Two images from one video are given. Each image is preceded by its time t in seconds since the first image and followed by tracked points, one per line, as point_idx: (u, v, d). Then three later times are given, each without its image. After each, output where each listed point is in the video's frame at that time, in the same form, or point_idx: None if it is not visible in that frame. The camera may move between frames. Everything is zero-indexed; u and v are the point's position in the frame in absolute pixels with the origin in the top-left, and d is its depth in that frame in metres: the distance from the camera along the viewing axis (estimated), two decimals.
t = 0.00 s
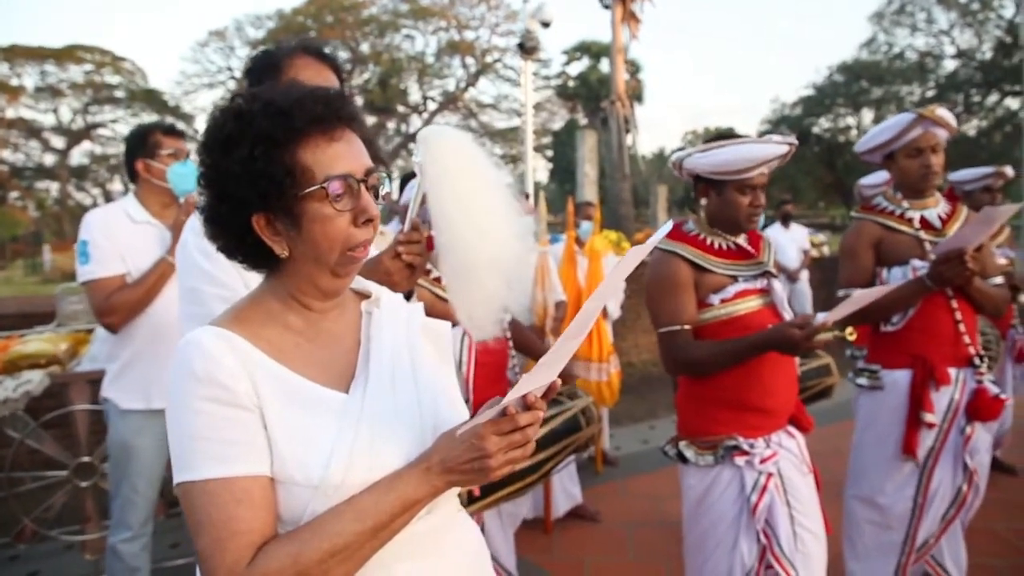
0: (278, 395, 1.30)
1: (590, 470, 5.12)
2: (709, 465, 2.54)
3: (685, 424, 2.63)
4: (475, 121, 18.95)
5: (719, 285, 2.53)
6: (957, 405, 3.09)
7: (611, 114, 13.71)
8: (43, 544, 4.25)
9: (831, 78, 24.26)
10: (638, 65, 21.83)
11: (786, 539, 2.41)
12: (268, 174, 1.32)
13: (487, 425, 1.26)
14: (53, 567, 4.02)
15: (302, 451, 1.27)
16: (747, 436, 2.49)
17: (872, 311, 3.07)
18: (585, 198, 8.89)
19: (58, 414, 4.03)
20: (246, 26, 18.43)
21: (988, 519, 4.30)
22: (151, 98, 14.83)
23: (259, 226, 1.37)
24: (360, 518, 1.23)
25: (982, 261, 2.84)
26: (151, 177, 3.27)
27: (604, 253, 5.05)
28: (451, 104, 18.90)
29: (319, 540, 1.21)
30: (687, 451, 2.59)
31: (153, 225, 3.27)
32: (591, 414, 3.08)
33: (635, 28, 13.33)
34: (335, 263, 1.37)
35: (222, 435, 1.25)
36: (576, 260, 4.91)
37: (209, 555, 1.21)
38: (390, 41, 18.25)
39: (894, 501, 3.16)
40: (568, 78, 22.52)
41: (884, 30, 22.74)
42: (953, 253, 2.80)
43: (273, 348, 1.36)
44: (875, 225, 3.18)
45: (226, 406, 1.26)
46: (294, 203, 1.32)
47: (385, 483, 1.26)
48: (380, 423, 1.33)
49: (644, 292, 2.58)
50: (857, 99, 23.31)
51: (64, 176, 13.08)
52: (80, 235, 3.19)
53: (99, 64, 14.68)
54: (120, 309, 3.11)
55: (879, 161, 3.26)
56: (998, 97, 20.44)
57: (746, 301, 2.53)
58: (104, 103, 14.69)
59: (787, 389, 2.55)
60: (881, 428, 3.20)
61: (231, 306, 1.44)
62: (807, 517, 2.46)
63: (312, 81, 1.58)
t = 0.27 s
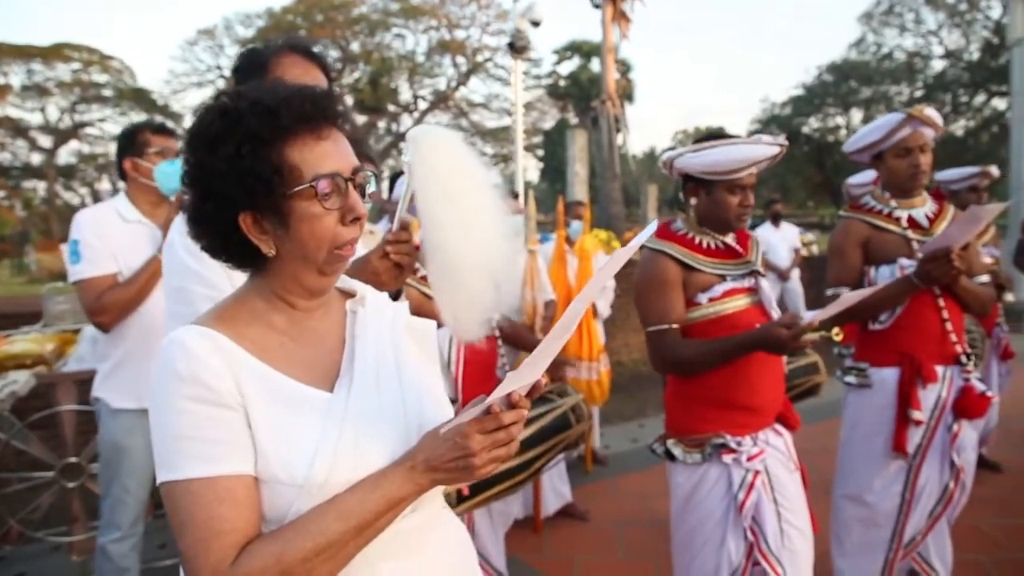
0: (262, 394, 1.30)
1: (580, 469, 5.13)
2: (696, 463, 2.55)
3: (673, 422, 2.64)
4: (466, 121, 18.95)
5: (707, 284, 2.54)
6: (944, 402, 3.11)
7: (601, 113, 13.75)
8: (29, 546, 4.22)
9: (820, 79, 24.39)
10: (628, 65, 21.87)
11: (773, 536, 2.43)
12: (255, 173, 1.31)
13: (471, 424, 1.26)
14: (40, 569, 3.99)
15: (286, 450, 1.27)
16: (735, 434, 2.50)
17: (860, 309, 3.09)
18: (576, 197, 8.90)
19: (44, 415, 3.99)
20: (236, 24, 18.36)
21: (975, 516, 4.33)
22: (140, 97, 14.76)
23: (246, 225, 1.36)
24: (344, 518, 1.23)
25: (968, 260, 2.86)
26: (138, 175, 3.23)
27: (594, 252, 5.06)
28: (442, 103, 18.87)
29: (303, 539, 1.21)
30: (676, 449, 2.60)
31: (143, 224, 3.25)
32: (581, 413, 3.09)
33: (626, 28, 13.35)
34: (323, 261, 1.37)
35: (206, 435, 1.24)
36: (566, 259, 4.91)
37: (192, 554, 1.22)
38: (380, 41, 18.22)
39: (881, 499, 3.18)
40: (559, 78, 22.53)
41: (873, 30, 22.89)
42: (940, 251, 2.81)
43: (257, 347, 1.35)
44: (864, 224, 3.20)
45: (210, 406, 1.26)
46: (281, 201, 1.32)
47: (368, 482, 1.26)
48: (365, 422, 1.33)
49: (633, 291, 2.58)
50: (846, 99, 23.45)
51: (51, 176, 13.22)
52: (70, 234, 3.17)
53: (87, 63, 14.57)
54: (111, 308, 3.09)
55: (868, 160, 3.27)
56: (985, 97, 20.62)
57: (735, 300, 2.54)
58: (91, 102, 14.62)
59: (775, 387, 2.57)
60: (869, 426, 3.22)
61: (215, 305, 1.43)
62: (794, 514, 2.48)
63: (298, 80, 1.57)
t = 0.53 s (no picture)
0: (240, 393, 1.29)
1: (564, 468, 5.13)
2: (678, 461, 2.56)
3: (655, 420, 2.65)
4: (453, 119, 18.90)
5: (690, 284, 2.55)
6: (924, 402, 3.14)
7: (588, 113, 13.77)
8: (7, 545, 4.17)
9: (806, 80, 24.53)
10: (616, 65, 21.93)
11: (754, 534, 2.44)
12: (237, 168, 1.30)
13: (450, 424, 1.26)
14: (17, 568, 3.94)
15: (264, 449, 1.26)
16: (716, 433, 2.51)
17: (842, 309, 3.11)
18: (562, 196, 8.92)
19: (21, 413, 3.92)
20: (221, 20, 18.24)
21: (955, 514, 4.37)
22: (124, 92, 14.66)
23: (226, 221, 1.35)
24: (321, 517, 1.23)
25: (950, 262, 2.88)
26: (124, 171, 3.19)
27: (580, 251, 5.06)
28: (429, 101, 18.82)
29: (279, 539, 1.21)
30: (658, 447, 2.61)
31: (134, 219, 3.23)
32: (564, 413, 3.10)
33: (613, 28, 13.38)
34: (304, 258, 1.36)
35: (184, 433, 1.23)
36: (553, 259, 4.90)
37: (167, 553, 1.21)
38: (367, 38, 18.17)
39: (862, 497, 3.20)
40: (546, 77, 22.55)
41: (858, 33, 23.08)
42: (921, 253, 2.83)
43: (235, 345, 1.34)
44: (847, 225, 3.22)
45: (188, 404, 1.25)
46: (264, 198, 1.31)
47: (346, 482, 1.26)
48: (343, 421, 1.33)
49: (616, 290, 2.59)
50: (831, 101, 23.64)
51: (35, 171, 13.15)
52: (62, 228, 3.13)
53: (70, 57, 14.44)
54: (100, 302, 3.03)
55: (852, 162, 3.29)
56: (968, 100, 20.74)
57: (716, 300, 2.55)
58: (74, 96, 14.50)
59: (756, 387, 2.58)
60: (850, 425, 3.25)
61: (191, 302, 1.41)
62: (775, 513, 2.49)
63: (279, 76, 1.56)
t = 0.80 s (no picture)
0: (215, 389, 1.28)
1: (546, 467, 5.13)
2: (659, 460, 2.56)
3: (636, 418, 2.65)
4: (440, 117, 18.86)
5: (671, 283, 2.56)
6: (903, 402, 3.16)
7: (574, 112, 13.79)
8: None
9: (790, 83, 24.73)
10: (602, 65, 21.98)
11: (733, 532, 2.45)
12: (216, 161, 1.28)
13: (426, 422, 1.27)
14: None
15: (239, 445, 1.25)
16: (696, 431, 2.52)
17: (823, 309, 3.14)
18: (548, 195, 8.92)
19: None
20: (206, 15, 18.10)
21: (934, 513, 4.41)
22: (107, 87, 14.53)
23: (203, 215, 1.33)
24: (296, 514, 1.22)
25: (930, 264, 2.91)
26: (114, 166, 3.04)
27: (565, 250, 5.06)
28: (415, 99, 18.76)
29: (252, 536, 1.20)
30: (638, 445, 2.61)
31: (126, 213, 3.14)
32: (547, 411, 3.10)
33: (600, 28, 13.42)
34: (282, 252, 1.35)
35: (158, 429, 1.22)
36: (538, 257, 4.90)
37: (137, 550, 1.19)
38: (354, 35, 18.09)
39: (841, 495, 3.23)
40: (533, 76, 22.56)
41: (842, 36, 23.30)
42: (902, 255, 2.86)
43: (211, 340, 1.33)
44: (829, 226, 3.25)
45: (162, 400, 1.23)
46: (242, 190, 1.30)
47: (322, 478, 1.25)
48: (319, 417, 1.33)
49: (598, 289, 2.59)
50: (815, 104, 23.84)
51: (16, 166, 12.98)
52: (54, 222, 3.07)
53: (52, 50, 14.30)
54: (89, 296, 2.94)
55: (835, 162, 3.31)
56: (949, 104, 21.03)
57: (697, 299, 2.56)
58: (56, 91, 14.37)
59: (736, 385, 2.59)
60: (830, 424, 3.27)
61: (165, 297, 1.40)
62: (754, 510, 2.50)
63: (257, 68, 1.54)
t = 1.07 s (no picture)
0: (192, 378, 1.28)
1: (533, 464, 5.13)
2: (644, 455, 2.57)
3: (621, 415, 2.66)
4: (429, 116, 18.81)
5: (657, 279, 2.56)
6: (886, 398, 3.18)
7: (563, 111, 13.79)
8: None
9: (779, 83, 24.86)
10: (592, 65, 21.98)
11: (718, 527, 2.46)
12: (192, 143, 1.30)
13: (408, 410, 1.27)
14: None
15: (217, 435, 1.26)
16: (682, 427, 2.52)
17: (808, 306, 3.15)
18: (536, 194, 8.92)
19: None
20: (193, 11, 17.96)
21: (917, 510, 4.45)
22: (93, 83, 14.40)
23: (180, 200, 1.34)
24: (276, 505, 1.23)
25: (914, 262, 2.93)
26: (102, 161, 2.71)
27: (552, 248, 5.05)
28: (405, 97, 18.67)
29: (232, 527, 1.21)
30: (624, 441, 2.61)
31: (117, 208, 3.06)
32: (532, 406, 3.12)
33: (589, 27, 13.44)
34: (262, 236, 1.37)
35: (135, 418, 1.22)
36: (526, 254, 4.90)
37: (113, 543, 1.19)
38: (342, 32, 17.92)
39: (825, 491, 3.25)
40: (523, 75, 22.52)
41: (830, 38, 23.47)
42: (886, 253, 2.88)
43: (189, 329, 1.34)
44: (815, 223, 3.26)
45: (138, 389, 1.23)
46: (219, 172, 1.31)
47: (302, 468, 1.26)
48: (299, 406, 1.33)
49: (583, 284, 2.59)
50: (803, 105, 23.98)
51: None
52: (43, 215, 2.99)
53: (36, 45, 14.16)
54: (74, 288, 2.83)
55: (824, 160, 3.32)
56: (935, 106, 21.31)
57: (683, 296, 2.57)
58: (41, 86, 14.22)
59: (722, 381, 2.60)
60: (815, 421, 3.29)
61: (142, 288, 1.40)
62: (739, 506, 2.51)
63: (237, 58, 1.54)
